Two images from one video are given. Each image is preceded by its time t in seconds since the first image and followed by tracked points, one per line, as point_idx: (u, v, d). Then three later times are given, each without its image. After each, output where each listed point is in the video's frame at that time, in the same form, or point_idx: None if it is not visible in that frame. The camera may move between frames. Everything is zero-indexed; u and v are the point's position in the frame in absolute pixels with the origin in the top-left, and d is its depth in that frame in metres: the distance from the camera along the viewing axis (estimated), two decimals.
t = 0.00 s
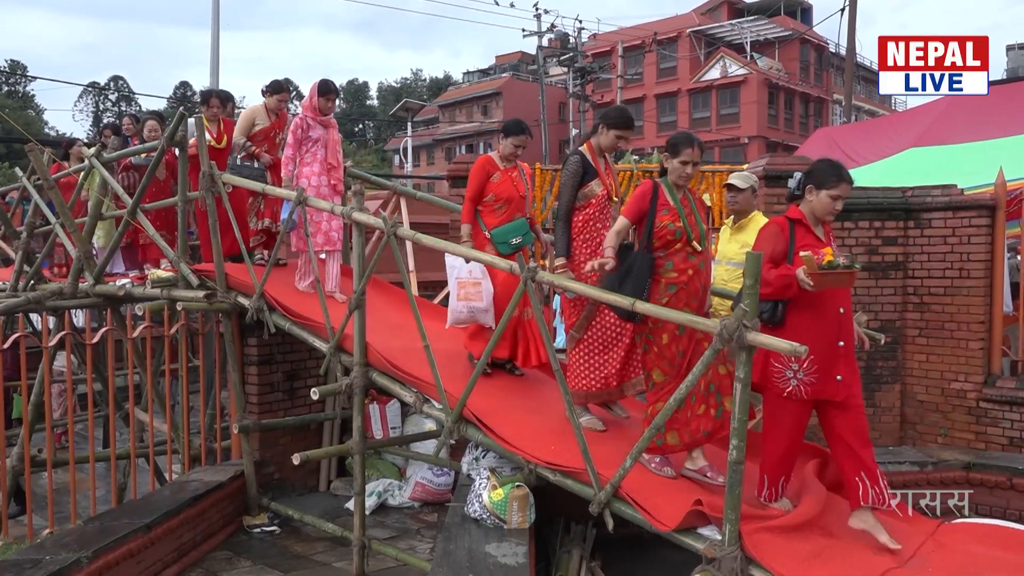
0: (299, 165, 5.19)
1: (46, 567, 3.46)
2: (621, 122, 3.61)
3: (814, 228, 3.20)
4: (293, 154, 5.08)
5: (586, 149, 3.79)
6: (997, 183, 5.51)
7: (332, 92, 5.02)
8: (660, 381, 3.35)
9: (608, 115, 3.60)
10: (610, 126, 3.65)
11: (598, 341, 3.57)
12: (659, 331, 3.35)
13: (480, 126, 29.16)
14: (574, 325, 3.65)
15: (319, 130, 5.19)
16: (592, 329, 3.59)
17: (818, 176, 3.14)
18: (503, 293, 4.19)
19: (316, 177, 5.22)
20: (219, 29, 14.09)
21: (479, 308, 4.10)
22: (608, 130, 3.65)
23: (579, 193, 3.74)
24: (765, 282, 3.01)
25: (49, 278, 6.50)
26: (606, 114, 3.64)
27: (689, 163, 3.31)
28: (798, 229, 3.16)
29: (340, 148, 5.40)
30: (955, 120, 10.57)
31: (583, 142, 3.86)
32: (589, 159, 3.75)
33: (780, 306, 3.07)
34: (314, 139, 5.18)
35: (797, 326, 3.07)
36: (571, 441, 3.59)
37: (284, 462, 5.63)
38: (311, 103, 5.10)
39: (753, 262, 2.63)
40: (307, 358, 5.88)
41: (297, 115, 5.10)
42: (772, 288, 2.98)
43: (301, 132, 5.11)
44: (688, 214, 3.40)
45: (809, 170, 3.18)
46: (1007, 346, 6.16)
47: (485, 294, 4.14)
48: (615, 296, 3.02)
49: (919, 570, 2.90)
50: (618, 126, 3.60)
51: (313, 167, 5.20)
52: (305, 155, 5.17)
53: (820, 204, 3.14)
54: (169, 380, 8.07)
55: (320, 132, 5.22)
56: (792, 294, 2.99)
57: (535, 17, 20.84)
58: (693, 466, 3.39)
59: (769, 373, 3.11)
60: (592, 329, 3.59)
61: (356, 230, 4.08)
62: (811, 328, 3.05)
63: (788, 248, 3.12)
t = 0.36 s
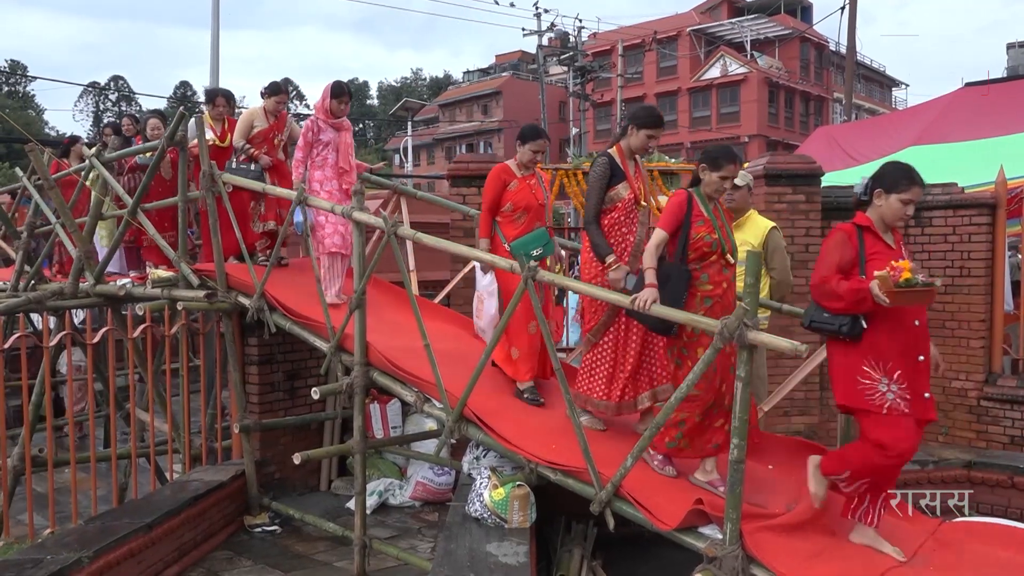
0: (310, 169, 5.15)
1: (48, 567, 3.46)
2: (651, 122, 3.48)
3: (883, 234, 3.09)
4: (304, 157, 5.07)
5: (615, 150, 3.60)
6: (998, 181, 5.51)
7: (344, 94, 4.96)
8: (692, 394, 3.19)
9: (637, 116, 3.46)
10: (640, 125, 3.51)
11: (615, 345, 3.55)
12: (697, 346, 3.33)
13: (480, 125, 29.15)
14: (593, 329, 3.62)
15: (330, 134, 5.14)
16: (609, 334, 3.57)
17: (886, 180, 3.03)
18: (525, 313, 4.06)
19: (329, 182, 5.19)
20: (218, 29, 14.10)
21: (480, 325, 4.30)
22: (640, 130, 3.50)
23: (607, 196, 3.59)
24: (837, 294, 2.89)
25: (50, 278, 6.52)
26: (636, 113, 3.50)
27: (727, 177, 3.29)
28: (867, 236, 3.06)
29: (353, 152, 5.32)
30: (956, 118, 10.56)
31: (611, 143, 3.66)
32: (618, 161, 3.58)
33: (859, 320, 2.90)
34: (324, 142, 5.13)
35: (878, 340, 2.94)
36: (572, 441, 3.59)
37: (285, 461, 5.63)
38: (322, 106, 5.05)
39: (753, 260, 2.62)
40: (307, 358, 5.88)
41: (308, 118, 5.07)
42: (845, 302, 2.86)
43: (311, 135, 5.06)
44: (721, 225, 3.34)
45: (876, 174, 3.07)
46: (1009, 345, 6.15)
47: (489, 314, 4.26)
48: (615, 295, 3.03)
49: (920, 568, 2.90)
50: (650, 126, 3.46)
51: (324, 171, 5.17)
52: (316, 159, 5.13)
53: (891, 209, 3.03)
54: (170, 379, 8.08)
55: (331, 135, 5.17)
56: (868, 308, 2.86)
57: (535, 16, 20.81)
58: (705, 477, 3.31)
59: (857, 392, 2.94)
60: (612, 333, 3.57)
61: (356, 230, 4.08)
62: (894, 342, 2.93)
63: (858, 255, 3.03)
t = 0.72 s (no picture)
0: (320, 174, 5.13)
1: (51, 568, 3.46)
2: (687, 121, 3.43)
3: (963, 241, 2.98)
4: (314, 163, 5.03)
5: (648, 150, 3.57)
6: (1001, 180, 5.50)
7: (354, 98, 4.97)
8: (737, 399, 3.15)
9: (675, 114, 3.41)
10: (674, 124, 3.45)
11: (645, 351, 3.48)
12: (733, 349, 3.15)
13: (482, 125, 29.14)
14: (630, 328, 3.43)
15: (340, 139, 5.12)
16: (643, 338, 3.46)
17: (968, 186, 2.90)
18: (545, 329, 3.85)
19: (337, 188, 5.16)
20: (220, 30, 14.10)
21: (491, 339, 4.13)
22: (674, 128, 3.44)
23: (637, 195, 3.55)
24: (925, 309, 2.80)
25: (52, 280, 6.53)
26: (670, 112, 3.46)
27: (761, 177, 3.16)
28: (948, 244, 2.95)
29: (362, 157, 5.34)
30: (959, 117, 10.55)
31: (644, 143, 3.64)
32: (650, 161, 3.55)
33: (944, 335, 2.83)
34: (333, 147, 5.10)
35: (964, 358, 2.86)
36: (575, 441, 3.59)
37: (288, 462, 5.63)
38: (333, 110, 5.05)
39: (756, 260, 2.62)
40: (310, 358, 5.88)
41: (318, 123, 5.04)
42: (932, 317, 2.78)
43: (321, 140, 5.05)
44: (752, 226, 3.25)
45: (957, 179, 2.93)
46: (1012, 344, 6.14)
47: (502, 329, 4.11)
48: (617, 294, 3.02)
49: (924, 568, 2.90)
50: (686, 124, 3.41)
51: (334, 177, 5.15)
52: (326, 164, 5.11)
53: (972, 215, 2.91)
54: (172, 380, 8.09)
55: (341, 140, 5.15)
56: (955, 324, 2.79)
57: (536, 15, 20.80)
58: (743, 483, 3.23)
59: (943, 415, 2.84)
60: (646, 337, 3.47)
61: (358, 230, 4.09)
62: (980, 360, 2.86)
63: (942, 265, 2.92)
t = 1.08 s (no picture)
0: (336, 181, 4.98)
1: (49, 567, 3.46)
2: (700, 127, 3.43)
3: None
4: (327, 168, 4.87)
5: (661, 158, 3.58)
6: (1000, 181, 5.50)
7: (371, 101, 4.79)
8: (771, 429, 2.92)
9: (687, 121, 3.42)
10: (688, 132, 3.46)
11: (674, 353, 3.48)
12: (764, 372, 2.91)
13: (482, 126, 29.14)
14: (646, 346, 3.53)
15: (355, 144, 4.97)
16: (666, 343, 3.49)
17: None
18: (571, 335, 3.68)
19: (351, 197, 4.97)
20: (221, 31, 14.10)
21: (541, 351, 3.63)
22: (687, 135, 3.45)
23: (653, 204, 3.54)
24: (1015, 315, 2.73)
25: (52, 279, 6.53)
26: (684, 119, 3.45)
27: (796, 192, 3.08)
28: None
29: (379, 164, 5.15)
30: (959, 117, 10.55)
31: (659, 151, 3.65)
32: (665, 167, 3.54)
33: None
34: (349, 153, 4.96)
35: None
36: (574, 441, 3.59)
37: (287, 461, 5.63)
38: (349, 114, 4.89)
39: (755, 260, 2.62)
40: (309, 358, 5.88)
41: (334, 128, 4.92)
42: None
43: (336, 145, 4.92)
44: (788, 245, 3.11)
45: None
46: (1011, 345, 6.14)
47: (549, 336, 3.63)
48: (616, 295, 3.03)
49: (923, 568, 2.90)
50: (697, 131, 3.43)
51: (350, 184, 4.99)
52: (341, 170, 4.97)
53: None
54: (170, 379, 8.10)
55: (357, 146, 4.99)
56: None
57: (536, 16, 20.79)
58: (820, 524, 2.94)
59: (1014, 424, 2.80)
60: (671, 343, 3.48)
61: (357, 230, 4.09)
62: None
63: None
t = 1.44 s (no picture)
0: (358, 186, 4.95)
1: (52, 566, 3.46)
2: (714, 132, 3.34)
3: None
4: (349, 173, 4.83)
5: (675, 164, 3.44)
6: (1002, 180, 5.50)
7: (392, 105, 4.78)
8: (810, 445, 2.93)
9: (700, 127, 3.32)
10: (703, 137, 3.38)
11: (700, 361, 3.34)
12: (812, 388, 2.91)
13: (483, 126, 29.13)
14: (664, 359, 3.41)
15: (377, 149, 4.94)
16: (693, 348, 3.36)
17: None
18: (599, 333, 3.57)
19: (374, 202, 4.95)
20: (221, 32, 14.11)
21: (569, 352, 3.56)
22: (702, 142, 3.37)
23: (671, 213, 3.41)
24: None
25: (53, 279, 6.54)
26: (699, 124, 3.37)
27: (864, 193, 2.89)
28: None
29: (402, 169, 5.14)
30: (960, 117, 10.55)
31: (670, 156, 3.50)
32: (679, 176, 3.41)
33: None
34: (371, 158, 4.92)
35: None
36: (575, 441, 3.59)
37: (288, 461, 5.63)
38: (372, 119, 4.87)
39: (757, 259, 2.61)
40: (311, 357, 5.89)
41: (356, 132, 4.86)
42: None
43: (358, 151, 4.87)
44: (854, 253, 2.92)
45: None
46: (1011, 343, 6.14)
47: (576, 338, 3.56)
48: (618, 295, 3.03)
49: (923, 567, 2.89)
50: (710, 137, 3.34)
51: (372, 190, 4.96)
52: (363, 176, 4.93)
53: None
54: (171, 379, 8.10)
55: (379, 151, 4.97)
56: None
57: (536, 16, 20.78)
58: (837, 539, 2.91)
59: None
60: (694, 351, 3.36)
61: (359, 231, 4.10)
62: None
63: None
